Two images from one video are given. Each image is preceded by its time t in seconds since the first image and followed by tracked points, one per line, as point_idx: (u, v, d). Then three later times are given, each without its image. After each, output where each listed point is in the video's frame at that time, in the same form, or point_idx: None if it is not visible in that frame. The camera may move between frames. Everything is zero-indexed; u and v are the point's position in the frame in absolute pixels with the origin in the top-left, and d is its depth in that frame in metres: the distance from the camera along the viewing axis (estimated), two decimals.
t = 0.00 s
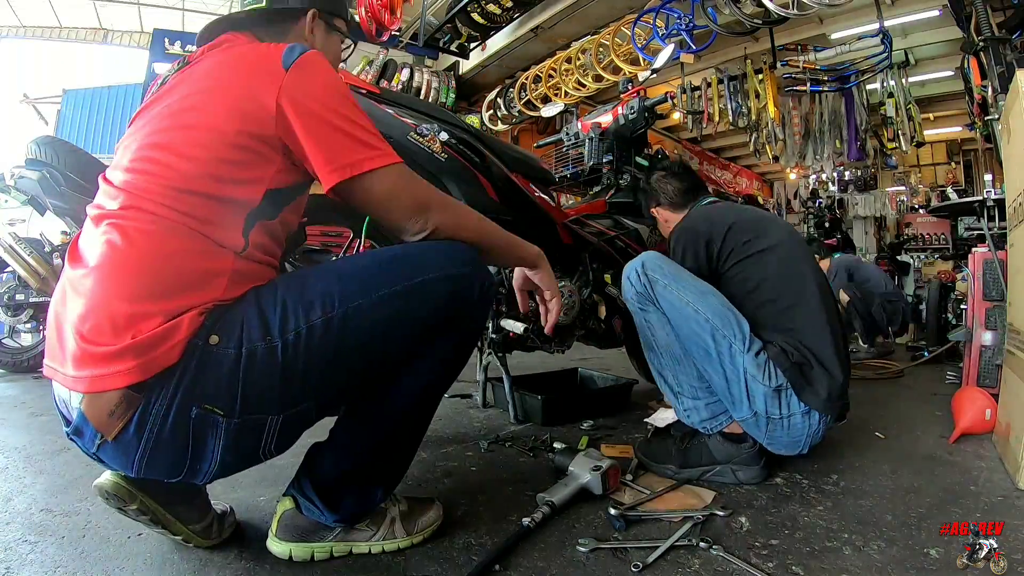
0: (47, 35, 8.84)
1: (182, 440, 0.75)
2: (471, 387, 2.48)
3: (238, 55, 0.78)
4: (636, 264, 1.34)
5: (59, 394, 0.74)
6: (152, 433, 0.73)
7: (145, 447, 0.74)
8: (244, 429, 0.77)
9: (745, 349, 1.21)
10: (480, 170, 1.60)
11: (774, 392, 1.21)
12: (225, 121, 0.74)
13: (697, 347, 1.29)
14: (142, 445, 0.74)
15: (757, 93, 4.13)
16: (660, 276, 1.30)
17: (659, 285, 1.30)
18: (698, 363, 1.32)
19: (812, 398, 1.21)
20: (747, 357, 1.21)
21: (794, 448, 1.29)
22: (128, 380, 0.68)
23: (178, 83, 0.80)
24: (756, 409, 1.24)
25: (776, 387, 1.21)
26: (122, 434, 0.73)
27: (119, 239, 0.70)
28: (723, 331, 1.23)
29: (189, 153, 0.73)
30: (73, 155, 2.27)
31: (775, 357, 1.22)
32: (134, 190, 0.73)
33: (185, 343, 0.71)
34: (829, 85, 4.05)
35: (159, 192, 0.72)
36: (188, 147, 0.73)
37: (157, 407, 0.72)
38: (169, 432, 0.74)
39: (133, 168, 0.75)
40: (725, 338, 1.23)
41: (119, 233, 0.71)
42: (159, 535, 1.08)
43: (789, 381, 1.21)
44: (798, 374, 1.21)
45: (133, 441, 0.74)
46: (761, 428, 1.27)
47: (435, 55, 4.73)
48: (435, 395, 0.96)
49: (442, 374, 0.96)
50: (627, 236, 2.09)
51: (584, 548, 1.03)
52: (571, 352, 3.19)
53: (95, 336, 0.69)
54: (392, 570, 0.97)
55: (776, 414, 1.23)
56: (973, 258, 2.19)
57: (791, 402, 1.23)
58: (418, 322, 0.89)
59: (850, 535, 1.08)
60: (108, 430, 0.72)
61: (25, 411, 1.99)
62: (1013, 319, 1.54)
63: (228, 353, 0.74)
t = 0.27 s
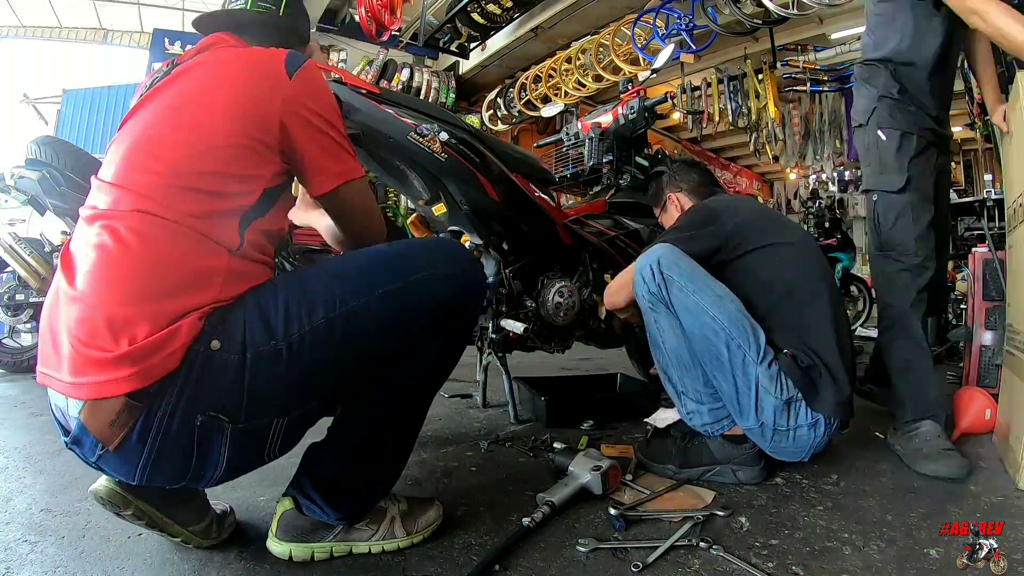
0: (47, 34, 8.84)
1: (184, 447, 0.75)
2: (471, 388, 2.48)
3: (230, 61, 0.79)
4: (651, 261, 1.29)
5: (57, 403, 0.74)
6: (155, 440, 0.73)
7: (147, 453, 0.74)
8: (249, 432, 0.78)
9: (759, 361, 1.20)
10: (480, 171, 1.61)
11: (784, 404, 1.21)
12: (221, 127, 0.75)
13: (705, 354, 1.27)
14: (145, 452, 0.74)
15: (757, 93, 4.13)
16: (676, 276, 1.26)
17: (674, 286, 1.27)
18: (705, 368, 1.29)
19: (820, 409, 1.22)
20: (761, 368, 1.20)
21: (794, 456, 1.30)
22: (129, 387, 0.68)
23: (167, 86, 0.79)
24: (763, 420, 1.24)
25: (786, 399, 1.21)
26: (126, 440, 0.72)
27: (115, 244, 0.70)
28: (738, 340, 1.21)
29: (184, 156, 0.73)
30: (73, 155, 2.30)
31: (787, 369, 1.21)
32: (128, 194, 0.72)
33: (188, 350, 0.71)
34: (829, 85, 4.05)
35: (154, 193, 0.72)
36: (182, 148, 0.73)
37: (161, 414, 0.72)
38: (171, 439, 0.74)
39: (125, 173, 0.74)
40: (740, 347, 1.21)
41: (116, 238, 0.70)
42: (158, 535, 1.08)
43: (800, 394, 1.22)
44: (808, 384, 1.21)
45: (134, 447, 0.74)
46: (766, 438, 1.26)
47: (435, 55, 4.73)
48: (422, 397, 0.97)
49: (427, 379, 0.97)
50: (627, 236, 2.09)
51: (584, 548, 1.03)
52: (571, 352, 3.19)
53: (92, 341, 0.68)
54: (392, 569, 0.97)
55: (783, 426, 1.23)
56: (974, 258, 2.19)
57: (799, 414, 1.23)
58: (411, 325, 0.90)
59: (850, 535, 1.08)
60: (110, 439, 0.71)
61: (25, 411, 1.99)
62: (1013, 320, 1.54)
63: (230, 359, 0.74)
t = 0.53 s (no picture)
0: (47, 34, 8.86)
1: (190, 445, 0.75)
2: (471, 388, 2.48)
3: (242, 59, 0.79)
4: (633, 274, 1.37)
5: (63, 402, 0.73)
6: (161, 440, 0.73)
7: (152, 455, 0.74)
8: (257, 433, 0.79)
9: (735, 342, 1.22)
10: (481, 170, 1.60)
11: (766, 382, 1.22)
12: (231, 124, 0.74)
13: (686, 343, 1.31)
14: (151, 451, 0.74)
15: (757, 93, 4.13)
16: (654, 278, 1.33)
17: (650, 286, 1.33)
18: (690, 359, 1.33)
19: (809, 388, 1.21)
20: (737, 350, 1.22)
21: (798, 440, 1.28)
22: (135, 387, 0.67)
23: (179, 87, 0.79)
24: (751, 402, 1.25)
25: (768, 379, 1.22)
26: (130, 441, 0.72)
27: (123, 243, 0.69)
28: (712, 325, 1.25)
29: (193, 155, 0.72)
30: (74, 155, 2.27)
31: (766, 350, 1.23)
32: (138, 195, 0.72)
33: (196, 352, 0.71)
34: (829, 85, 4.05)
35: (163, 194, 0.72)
36: (192, 148, 0.73)
37: (167, 416, 0.72)
38: (177, 439, 0.74)
39: (134, 173, 0.74)
40: (715, 332, 1.25)
41: (125, 238, 0.69)
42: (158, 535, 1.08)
43: (781, 372, 1.22)
44: (792, 365, 1.21)
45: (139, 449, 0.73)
46: (758, 421, 1.26)
47: (435, 55, 4.73)
48: (423, 403, 0.96)
49: (429, 387, 0.96)
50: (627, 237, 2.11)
51: (584, 548, 1.03)
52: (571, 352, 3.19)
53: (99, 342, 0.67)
54: (393, 569, 0.97)
55: (771, 407, 1.23)
56: (973, 258, 2.19)
57: (786, 391, 1.23)
58: (416, 333, 0.88)
59: (850, 535, 1.08)
60: (117, 437, 0.71)
61: (25, 411, 1.99)
62: (1013, 320, 1.54)
63: (238, 362, 0.74)
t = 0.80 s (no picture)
0: (47, 34, 8.86)
1: (197, 467, 0.74)
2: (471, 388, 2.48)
3: (253, 55, 0.74)
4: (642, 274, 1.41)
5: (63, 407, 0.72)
6: (167, 461, 0.72)
7: (155, 475, 0.73)
8: (271, 459, 0.78)
9: (736, 343, 1.25)
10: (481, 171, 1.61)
11: (763, 385, 1.23)
12: (248, 139, 0.70)
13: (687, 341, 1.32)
14: (154, 469, 0.73)
15: (757, 93, 4.13)
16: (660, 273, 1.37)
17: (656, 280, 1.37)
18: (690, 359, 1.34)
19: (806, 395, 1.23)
20: (738, 351, 1.24)
21: (791, 447, 1.29)
22: (151, 414, 0.67)
23: (183, 74, 0.74)
24: (748, 403, 1.26)
25: (765, 383, 1.23)
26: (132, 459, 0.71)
27: (128, 253, 0.66)
28: (714, 325, 1.27)
29: (201, 160, 0.68)
30: (73, 156, 2.30)
31: (768, 356, 1.24)
32: (142, 207, 0.68)
33: (222, 378, 0.73)
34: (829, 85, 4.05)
35: (169, 200, 0.68)
36: (199, 152, 0.69)
37: (182, 441, 0.71)
38: (185, 462, 0.73)
39: (137, 180, 0.69)
40: (716, 331, 1.27)
41: (131, 257, 0.66)
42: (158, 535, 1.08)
43: (779, 379, 1.23)
44: (791, 371, 1.23)
45: (143, 470, 0.72)
46: (754, 422, 1.27)
47: (435, 56, 4.73)
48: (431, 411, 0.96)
49: (438, 390, 0.94)
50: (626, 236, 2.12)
51: (584, 548, 1.03)
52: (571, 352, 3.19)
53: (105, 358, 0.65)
54: (392, 570, 0.97)
55: (767, 411, 1.25)
56: (973, 258, 2.18)
57: (782, 396, 1.24)
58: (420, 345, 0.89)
59: (850, 535, 1.08)
60: (120, 454, 0.70)
61: (25, 411, 1.99)
62: (1013, 320, 1.54)
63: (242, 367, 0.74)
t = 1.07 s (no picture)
0: (47, 34, 8.86)
1: (208, 476, 0.75)
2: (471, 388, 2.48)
3: (257, 59, 0.74)
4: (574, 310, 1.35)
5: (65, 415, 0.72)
6: (176, 472, 0.73)
7: (164, 484, 0.73)
8: (280, 465, 0.79)
9: (708, 361, 1.26)
10: (481, 170, 1.61)
11: (744, 391, 1.25)
12: (252, 148, 0.70)
13: (657, 374, 1.33)
14: (163, 480, 0.73)
15: (757, 93, 4.13)
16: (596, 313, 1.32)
17: (603, 326, 1.31)
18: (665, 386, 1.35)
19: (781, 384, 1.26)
20: (712, 368, 1.26)
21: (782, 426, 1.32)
22: (161, 425, 0.67)
23: (185, 75, 0.73)
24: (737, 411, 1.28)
25: (747, 386, 1.25)
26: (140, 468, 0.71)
27: (132, 260, 0.66)
28: (681, 352, 1.27)
29: (205, 166, 0.68)
30: (73, 156, 2.31)
31: (736, 360, 1.27)
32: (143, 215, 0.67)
33: (231, 386, 0.73)
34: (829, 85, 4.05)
35: (172, 206, 0.67)
36: (202, 157, 0.68)
37: (192, 450, 0.72)
38: (195, 471, 0.73)
39: (137, 186, 0.68)
40: (684, 356, 1.27)
41: (136, 266, 0.65)
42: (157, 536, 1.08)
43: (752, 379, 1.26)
44: (760, 367, 1.26)
45: (153, 480, 0.72)
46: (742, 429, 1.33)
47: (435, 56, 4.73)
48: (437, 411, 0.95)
49: (438, 390, 0.93)
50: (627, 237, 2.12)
51: (584, 548, 1.03)
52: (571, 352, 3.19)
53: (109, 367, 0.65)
54: (393, 570, 0.97)
55: (756, 409, 1.27)
56: (974, 258, 2.18)
57: (762, 392, 1.27)
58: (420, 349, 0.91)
59: (850, 535, 1.08)
60: (127, 465, 0.70)
61: (25, 411, 1.99)
62: (1013, 320, 1.54)
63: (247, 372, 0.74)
